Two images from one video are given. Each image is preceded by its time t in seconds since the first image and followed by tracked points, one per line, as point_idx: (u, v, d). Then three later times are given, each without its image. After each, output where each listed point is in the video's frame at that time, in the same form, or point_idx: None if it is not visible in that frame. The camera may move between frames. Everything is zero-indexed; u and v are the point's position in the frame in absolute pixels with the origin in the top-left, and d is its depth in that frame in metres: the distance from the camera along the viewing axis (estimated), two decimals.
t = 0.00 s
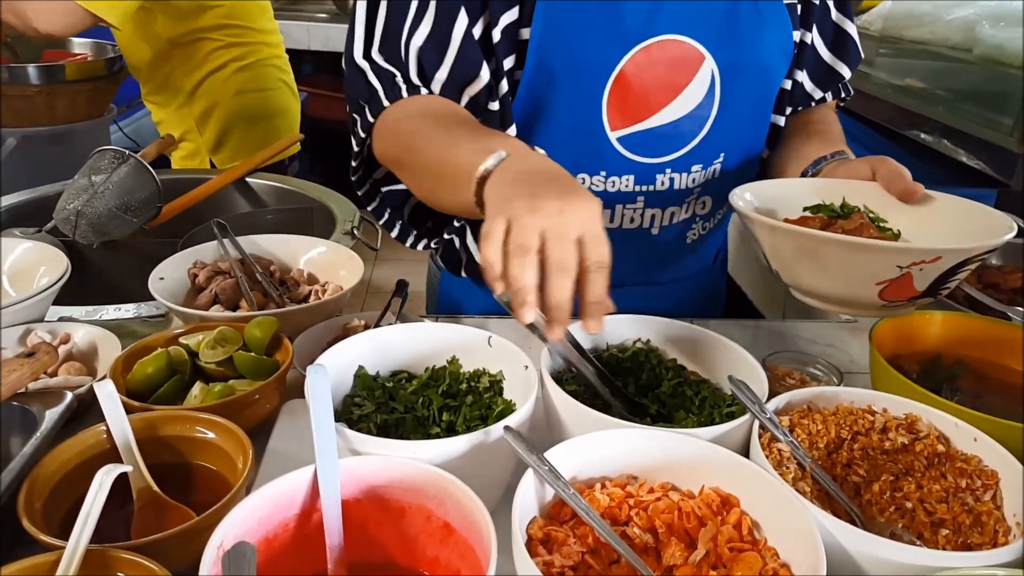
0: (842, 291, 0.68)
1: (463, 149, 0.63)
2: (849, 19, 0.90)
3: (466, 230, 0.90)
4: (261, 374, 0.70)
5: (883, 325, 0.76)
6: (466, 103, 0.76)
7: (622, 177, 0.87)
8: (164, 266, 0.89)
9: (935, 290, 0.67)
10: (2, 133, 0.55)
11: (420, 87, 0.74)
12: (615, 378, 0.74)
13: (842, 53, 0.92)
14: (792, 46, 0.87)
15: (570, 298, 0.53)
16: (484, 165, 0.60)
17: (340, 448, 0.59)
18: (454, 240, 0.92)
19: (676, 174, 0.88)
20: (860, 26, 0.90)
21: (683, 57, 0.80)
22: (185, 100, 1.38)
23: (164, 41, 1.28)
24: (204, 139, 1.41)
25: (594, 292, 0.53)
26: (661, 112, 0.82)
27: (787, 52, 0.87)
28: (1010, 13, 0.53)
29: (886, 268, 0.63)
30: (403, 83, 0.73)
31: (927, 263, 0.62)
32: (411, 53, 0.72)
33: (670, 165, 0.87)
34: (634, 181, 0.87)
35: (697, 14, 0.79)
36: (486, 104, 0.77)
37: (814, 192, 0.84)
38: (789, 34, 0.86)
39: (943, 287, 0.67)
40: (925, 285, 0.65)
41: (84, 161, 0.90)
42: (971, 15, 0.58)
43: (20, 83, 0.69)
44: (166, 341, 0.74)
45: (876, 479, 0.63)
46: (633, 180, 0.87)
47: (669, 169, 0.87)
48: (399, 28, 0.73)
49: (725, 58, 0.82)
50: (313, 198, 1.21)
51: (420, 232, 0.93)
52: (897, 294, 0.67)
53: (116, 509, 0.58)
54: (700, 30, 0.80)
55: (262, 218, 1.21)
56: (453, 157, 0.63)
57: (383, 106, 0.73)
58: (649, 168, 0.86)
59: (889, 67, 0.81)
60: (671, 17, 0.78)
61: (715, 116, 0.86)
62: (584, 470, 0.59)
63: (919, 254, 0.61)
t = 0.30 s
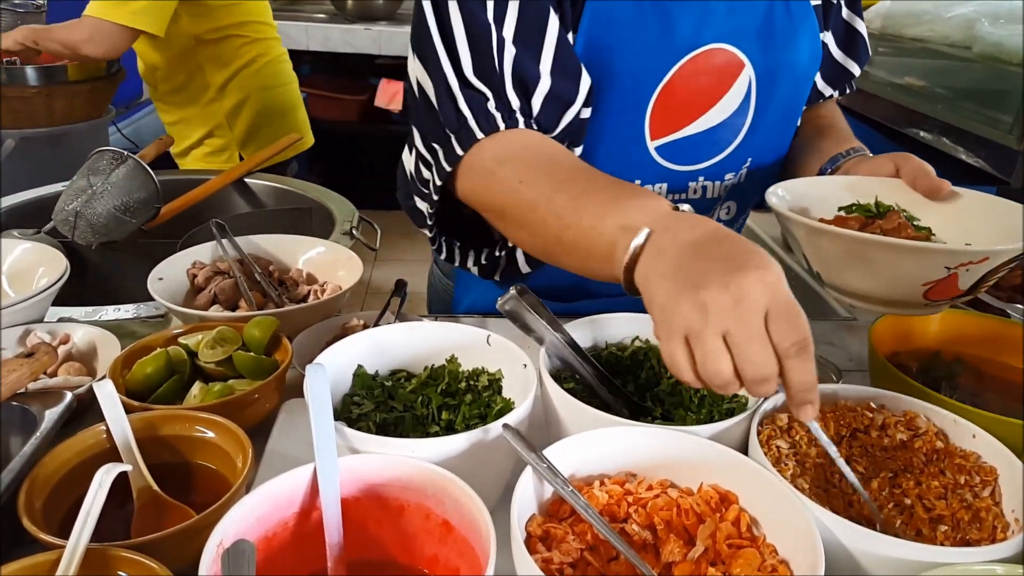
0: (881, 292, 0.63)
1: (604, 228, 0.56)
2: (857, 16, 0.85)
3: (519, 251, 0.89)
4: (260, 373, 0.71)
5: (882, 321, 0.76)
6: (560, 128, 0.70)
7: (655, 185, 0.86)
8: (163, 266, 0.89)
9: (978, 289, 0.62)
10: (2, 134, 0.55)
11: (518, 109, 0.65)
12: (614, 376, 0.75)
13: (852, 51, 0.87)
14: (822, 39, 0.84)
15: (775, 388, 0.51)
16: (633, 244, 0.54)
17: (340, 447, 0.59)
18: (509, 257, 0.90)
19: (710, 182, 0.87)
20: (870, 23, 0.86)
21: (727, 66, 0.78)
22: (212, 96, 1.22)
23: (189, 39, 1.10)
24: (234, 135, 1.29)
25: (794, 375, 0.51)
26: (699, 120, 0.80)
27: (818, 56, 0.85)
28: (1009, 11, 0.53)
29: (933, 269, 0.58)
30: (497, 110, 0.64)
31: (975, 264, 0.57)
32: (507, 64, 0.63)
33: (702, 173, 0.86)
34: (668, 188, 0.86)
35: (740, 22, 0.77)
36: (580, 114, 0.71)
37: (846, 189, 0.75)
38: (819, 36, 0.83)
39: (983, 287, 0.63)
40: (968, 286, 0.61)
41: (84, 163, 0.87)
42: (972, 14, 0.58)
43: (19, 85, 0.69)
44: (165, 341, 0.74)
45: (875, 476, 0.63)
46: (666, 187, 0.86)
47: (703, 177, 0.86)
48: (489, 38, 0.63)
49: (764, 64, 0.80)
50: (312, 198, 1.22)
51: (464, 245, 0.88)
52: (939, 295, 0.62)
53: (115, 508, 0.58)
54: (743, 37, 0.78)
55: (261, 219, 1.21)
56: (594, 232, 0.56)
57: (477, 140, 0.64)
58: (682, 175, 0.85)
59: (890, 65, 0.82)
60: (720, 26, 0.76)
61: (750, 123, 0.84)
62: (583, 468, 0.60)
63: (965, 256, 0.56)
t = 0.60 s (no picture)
0: (900, 294, 0.63)
1: (634, 247, 0.54)
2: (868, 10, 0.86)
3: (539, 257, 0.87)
4: (262, 373, 0.71)
5: (882, 319, 0.77)
6: (582, 128, 0.69)
7: (682, 183, 0.86)
8: (165, 266, 0.89)
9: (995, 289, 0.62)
10: (2, 136, 0.55)
11: (541, 104, 0.63)
12: (615, 375, 0.75)
13: (862, 44, 0.87)
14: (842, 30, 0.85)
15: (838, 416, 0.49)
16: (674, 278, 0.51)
17: (341, 445, 0.59)
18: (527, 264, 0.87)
19: (734, 178, 0.88)
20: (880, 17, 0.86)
21: (755, 62, 0.78)
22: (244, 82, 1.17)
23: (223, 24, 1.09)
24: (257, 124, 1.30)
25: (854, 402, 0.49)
26: (726, 117, 0.81)
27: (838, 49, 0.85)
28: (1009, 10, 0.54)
29: (949, 271, 0.58)
30: (519, 104, 0.61)
31: (992, 264, 0.57)
32: (530, 54, 0.61)
33: (727, 170, 0.87)
34: (694, 186, 0.86)
35: (766, 18, 0.77)
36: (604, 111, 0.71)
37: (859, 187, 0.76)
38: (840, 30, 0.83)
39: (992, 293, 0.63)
40: (984, 285, 0.60)
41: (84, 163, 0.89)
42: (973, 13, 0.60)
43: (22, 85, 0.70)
44: (167, 341, 0.74)
45: (875, 475, 0.63)
46: (692, 185, 0.87)
47: (728, 173, 0.87)
48: (514, 27, 0.60)
49: (789, 59, 0.80)
50: (313, 198, 1.26)
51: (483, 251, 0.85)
52: (956, 296, 0.62)
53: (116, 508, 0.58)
54: (770, 32, 0.78)
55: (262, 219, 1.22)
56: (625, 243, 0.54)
57: (496, 133, 0.61)
58: (708, 173, 0.86)
59: (890, 64, 0.82)
60: (749, 22, 0.76)
61: (774, 118, 0.85)
62: (584, 467, 0.60)
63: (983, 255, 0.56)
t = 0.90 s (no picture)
0: (909, 294, 0.63)
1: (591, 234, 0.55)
2: None
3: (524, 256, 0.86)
4: (261, 371, 0.70)
5: (885, 315, 0.76)
6: (549, 121, 0.66)
7: (696, 178, 0.85)
8: (164, 264, 0.89)
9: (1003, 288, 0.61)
10: (1, 133, 0.54)
11: (506, 96, 0.62)
12: (616, 373, 0.75)
13: (871, 33, 0.85)
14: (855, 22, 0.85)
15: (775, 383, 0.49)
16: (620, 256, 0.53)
17: (341, 443, 0.59)
18: (512, 265, 0.87)
19: (749, 171, 0.87)
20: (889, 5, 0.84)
21: (767, 52, 0.78)
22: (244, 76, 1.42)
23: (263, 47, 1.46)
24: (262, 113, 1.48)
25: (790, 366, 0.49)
26: (739, 108, 0.80)
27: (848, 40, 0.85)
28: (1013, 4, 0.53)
29: (956, 270, 0.57)
30: (484, 96, 0.61)
31: (998, 264, 0.56)
32: (497, 59, 0.61)
33: (742, 163, 0.86)
34: (709, 180, 0.85)
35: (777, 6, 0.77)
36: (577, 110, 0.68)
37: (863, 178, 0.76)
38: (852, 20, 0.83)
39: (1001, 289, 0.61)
40: (992, 283, 0.59)
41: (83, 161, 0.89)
42: (975, 7, 0.58)
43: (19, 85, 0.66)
44: (166, 339, 0.74)
45: (876, 470, 0.63)
46: (706, 179, 0.86)
47: (743, 166, 0.86)
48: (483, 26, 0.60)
49: (801, 48, 0.80)
50: (312, 195, 1.21)
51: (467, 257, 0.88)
52: (961, 294, 0.61)
53: (116, 507, 0.58)
54: (781, 22, 0.78)
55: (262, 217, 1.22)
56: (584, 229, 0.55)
57: (461, 126, 0.61)
58: (721, 166, 0.85)
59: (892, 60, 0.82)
60: (761, 10, 0.76)
61: (788, 110, 0.84)
62: (585, 463, 0.60)
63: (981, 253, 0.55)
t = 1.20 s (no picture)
0: (904, 309, 0.63)
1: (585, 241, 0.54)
2: None
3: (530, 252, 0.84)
4: (262, 369, 0.71)
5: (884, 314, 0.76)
6: (554, 116, 0.68)
7: (694, 172, 0.85)
8: (165, 263, 0.89)
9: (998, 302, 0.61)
10: (2, 134, 0.55)
11: (510, 93, 0.63)
12: (616, 370, 0.75)
13: (870, 23, 0.88)
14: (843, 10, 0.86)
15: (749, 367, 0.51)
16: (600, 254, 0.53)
17: (342, 442, 0.59)
18: (519, 262, 0.85)
19: (746, 164, 0.87)
20: None
21: (760, 43, 0.78)
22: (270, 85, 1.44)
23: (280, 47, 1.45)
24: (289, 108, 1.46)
25: (759, 356, 0.51)
26: (735, 100, 0.80)
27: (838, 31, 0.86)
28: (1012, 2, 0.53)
29: (952, 285, 0.58)
30: (486, 95, 0.62)
31: (996, 278, 0.57)
32: (498, 55, 0.61)
33: (738, 155, 0.85)
34: (706, 174, 0.85)
35: None
36: (579, 102, 0.69)
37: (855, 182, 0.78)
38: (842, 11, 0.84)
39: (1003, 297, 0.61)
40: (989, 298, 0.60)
41: (85, 161, 0.88)
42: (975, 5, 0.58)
43: (20, 83, 0.67)
44: (168, 337, 0.74)
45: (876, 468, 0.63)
46: (704, 173, 0.85)
47: (739, 160, 0.86)
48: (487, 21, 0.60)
49: (795, 39, 0.80)
50: (313, 194, 1.22)
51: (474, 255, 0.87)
52: (957, 308, 0.61)
53: (117, 505, 0.58)
54: (775, 13, 0.78)
55: (263, 216, 1.22)
56: (576, 220, 0.54)
57: (463, 125, 0.62)
58: (718, 160, 0.85)
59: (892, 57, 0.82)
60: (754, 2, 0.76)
61: (783, 101, 0.84)
62: (586, 461, 0.60)
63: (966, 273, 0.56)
